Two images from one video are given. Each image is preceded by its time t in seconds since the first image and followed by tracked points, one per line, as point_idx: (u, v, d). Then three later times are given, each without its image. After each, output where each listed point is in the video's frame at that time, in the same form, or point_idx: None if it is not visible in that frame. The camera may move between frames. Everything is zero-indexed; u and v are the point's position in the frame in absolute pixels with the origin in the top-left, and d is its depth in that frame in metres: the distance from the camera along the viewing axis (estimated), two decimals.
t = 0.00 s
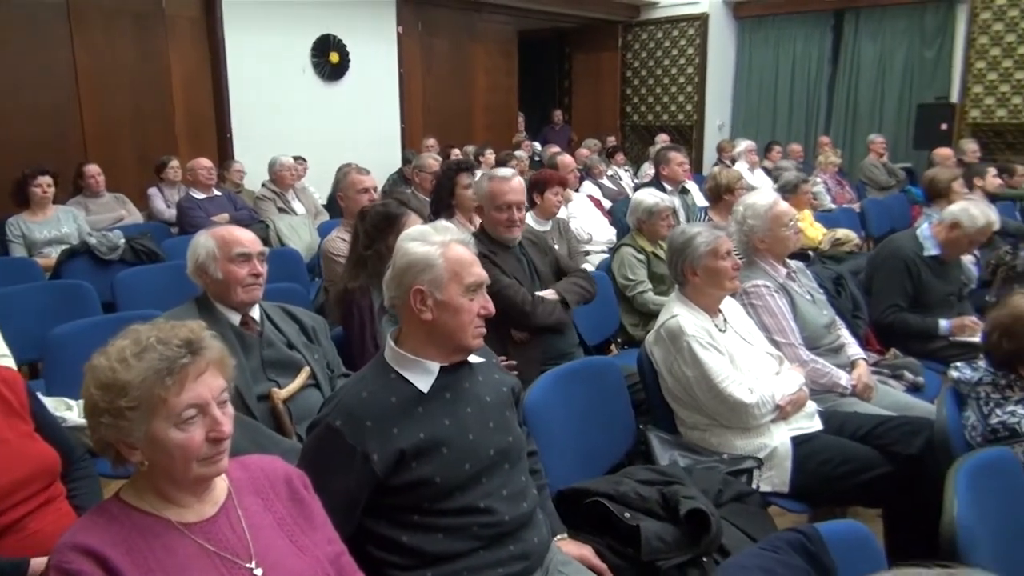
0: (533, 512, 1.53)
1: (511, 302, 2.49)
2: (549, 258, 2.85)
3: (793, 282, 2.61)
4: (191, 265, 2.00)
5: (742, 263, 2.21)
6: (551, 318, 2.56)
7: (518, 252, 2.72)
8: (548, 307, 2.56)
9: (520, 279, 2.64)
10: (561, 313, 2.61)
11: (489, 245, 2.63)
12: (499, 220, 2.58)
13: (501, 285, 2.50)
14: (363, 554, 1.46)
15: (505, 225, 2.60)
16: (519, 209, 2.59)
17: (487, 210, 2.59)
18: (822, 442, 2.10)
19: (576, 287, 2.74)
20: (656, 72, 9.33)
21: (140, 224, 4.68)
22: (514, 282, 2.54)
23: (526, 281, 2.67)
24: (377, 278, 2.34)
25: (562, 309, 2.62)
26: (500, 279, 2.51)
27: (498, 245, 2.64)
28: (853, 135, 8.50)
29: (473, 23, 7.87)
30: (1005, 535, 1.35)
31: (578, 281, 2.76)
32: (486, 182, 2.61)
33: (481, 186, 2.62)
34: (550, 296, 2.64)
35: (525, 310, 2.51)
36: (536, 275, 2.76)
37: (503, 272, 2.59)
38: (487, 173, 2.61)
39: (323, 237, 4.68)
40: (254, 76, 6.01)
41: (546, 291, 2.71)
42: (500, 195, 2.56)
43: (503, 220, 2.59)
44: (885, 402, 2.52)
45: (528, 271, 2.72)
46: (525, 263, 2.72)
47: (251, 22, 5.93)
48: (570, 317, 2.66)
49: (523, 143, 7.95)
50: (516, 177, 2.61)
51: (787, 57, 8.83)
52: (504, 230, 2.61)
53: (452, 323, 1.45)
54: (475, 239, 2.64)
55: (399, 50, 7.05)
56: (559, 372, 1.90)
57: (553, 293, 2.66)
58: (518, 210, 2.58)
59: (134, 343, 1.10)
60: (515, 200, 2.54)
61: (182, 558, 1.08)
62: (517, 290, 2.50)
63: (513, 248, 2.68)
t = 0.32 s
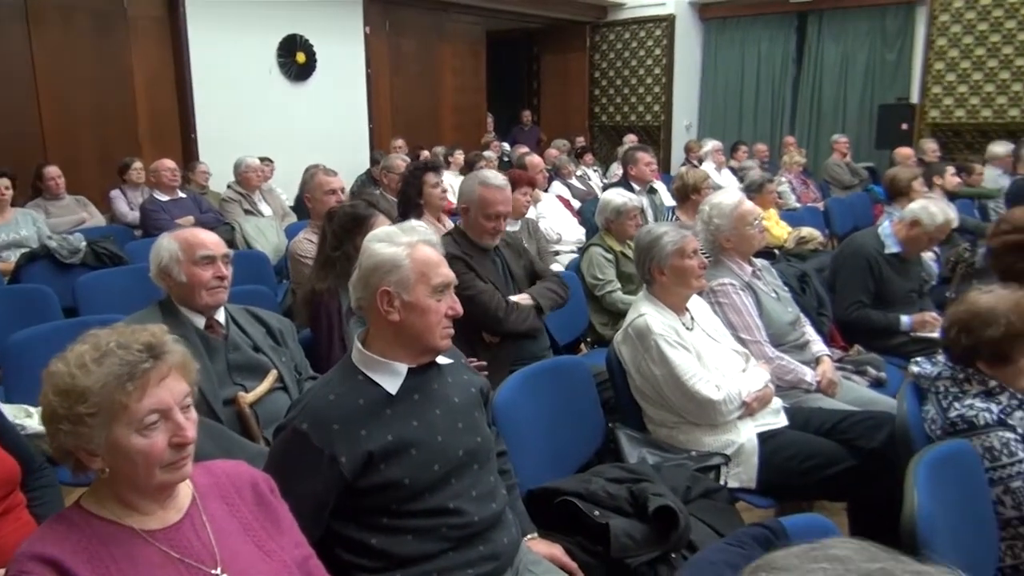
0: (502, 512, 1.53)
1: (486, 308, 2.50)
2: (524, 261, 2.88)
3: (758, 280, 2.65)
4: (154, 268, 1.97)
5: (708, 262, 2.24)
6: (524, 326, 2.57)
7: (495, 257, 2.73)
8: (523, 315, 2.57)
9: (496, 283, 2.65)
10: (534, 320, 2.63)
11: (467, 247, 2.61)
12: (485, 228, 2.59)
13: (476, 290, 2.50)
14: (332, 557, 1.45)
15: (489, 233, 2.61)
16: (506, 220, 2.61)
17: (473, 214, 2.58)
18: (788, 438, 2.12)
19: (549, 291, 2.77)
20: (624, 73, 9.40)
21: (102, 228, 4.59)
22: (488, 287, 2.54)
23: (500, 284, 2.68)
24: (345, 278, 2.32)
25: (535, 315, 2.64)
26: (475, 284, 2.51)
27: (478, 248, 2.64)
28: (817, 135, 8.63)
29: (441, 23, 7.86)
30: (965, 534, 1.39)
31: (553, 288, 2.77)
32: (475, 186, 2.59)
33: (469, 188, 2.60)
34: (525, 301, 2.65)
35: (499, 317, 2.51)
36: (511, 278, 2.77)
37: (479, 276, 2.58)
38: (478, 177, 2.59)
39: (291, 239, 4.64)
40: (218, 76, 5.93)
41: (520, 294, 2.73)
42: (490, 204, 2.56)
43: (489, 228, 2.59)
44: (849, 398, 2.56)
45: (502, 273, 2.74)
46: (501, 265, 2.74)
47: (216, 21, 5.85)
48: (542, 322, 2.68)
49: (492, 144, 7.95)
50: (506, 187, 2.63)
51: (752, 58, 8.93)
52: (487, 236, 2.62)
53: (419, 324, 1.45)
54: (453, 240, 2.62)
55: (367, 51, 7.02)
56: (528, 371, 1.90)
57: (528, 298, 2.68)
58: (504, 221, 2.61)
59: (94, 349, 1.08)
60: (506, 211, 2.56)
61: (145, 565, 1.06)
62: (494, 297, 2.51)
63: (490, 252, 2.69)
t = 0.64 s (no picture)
0: (472, 512, 1.53)
1: (459, 316, 2.50)
2: (502, 265, 2.88)
3: (724, 279, 2.68)
4: (117, 270, 1.94)
5: (675, 261, 2.26)
6: (496, 335, 2.58)
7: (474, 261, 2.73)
8: (496, 323, 2.58)
9: (472, 288, 2.66)
10: (507, 329, 2.63)
11: (447, 247, 2.63)
12: (469, 233, 2.61)
13: (449, 296, 2.49)
14: (301, 561, 1.43)
15: (471, 237, 2.63)
16: (490, 226, 2.63)
17: (459, 217, 2.59)
18: (754, 434, 2.15)
19: (523, 299, 2.76)
20: (592, 74, 9.46)
21: (63, 230, 4.50)
22: (464, 294, 2.53)
23: (477, 289, 2.69)
24: (313, 280, 2.31)
25: (508, 323, 2.65)
26: (446, 288, 2.51)
27: (458, 249, 2.67)
28: (782, 135, 8.75)
29: (409, 23, 7.83)
30: (925, 524, 1.42)
31: (527, 295, 2.77)
32: (465, 189, 2.59)
33: (459, 190, 2.59)
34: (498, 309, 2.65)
35: (472, 326, 2.52)
36: (488, 284, 2.78)
37: (456, 280, 2.58)
38: (469, 181, 2.58)
39: (258, 240, 4.59)
40: (182, 75, 5.84)
41: (494, 301, 2.73)
42: (478, 210, 2.57)
43: (472, 233, 2.62)
44: (813, 394, 2.60)
45: (479, 278, 2.75)
46: (479, 271, 2.75)
47: (179, 19, 5.76)
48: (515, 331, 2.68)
49: (462, 144, 7.94)
50: (497, 194, 2.62)
51: (718, 59, 9.02)
52: (469, 240, 2.65)
53: (387, 325, 1.44)
54: (435, 238, 2.63)
55: (334, 51, 6.97)
56: (497, 371, 1.90)
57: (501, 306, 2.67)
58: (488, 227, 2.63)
59: (54, 353, 1.06)
60: (492, 220, 2.58)
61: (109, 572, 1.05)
62: (468, 304, 2.51)
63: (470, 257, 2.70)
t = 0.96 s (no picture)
0: (442, 513, 1.53)
1: (437, 322, 2.50)
2: (482, 268, 2.88)
3: (692, 278, 2.71)
4: (79, 272, 1.91)
5: (643, 260, 2.28)
6: (473, 342, 2.58)
7: (455, 265, 2.73)
8: (474, 331, 2.58)
9: (451, 292, 2.66)
10: (484, 335, 2.64)
11: (430, 249, 2.62)
12: (455, 238, 2.62)
13: (431, 302, 2.49)
14: (270, 565, 1.42)
15: (456, 241, 2.63)
16: (475, 232, 2.64)
17: (447, 221, 2.58)
18: (722, 431, 2.18)
19: (499, 305, 2.76)
20: (561, 74, 9.50)
21: (23, 232, 4.41)
22: (444, 300, 2.53)
23: (456, 293, 2.69)
24: (282, 281, 2.29)
25: (486, 330, 2.65)
26: (418, 289, 2.50)
27: (441, 252, 2.67)
28: (748, 136, 8.86)
29: (378, 23, 7.79)
30: (885, 520, 1.45)
31: (503, 301, 2.77)
32: (455, 194, 2.58)
33: (449, 194, 2.57)
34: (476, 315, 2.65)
35: (451, 332, 2.52)
36: (468, 289, 2.78)
37: (437, 285, 2.58)
38: (459, 186, 2.58)
39: (225, 241, 4.54)
40: (146, 74, 5.75)
41: (471, 305, 2.73)
42: (465, 216, 2.57)
43: (457, 237, 2.62)
44: (779, 390, 2.64)
45: (460, 282, 2.75)
46: (459, 275, 2.75)
47: (143, 17, 5.67)
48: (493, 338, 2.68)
49: (431, 144, 7.92)
50: (485, 201, 2.63)
51: (686, 60, 9.11)
52: (453, 244, 2.65)
53: (356, 326, 1.44)
54: (419, 240, 2.62)
55: (302, 51, 6.91)
56: (468, 372, 1.91)
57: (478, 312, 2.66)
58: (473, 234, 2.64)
59: (14, 357, 1.04)
60: (479, 228, 2.58)
61: None
62: (447, 311, 2.52)
63: (451, 259, 2.70)
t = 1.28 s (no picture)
0: (413, 514, 1.53)
1: (408, 320, 2.49)
2: (450, 267, 2.88)
3: (661, 277, 2.73)
4: (40, 275, 1.88)
5: (612, 260, 2.30)
6: (444, 340, 2.58)
7: (425, 263, 2.72)
8: (445, 329, 2.58)
9: (422, 291, 2.65)
10: (455, 334, 2.64)
11: (400, 249, 2.61)
12: (424, 237, 2.61)
13: (401, 300, 2.49)
14: (238, 569, 1.41)
15: (426, 239, 2.62)
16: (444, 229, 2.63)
17: (416, 220, 2.57)
18: (691, 428, 2.20)
19: (470, 304, 2.77)
20: (532, 74, 9.53)
21: None
22: (414, 298, 2.53)
23: (426, 292, 2.68)
24: (249, 283, 2.27)
25: (456, 328, 2.66)
26: (388, 289, 2.50)
27: (411, 251, 2.65)
28: (717, 137, 8.95)
29: (347, 23, 7.75)
30: (852, 515, 1.48)
31: (473, 299, 2.77)
32: (422, 192, 2.57)
33: (417, 192, 2.57)
34: (446, 313, 2.65)
35: (422, 330, 2.51)
36: (436, 288, 2.78)
37: (407, 283, 2.57)
38: (425, 184, 2.57)
39: (193, 243, 4.48)
40: (107, 72, 5.64)
41: (442, 305, 2.73)
42: (433, 214, 2.56)
43: (427, 236, 2.61)
44: (747, 388, 2.67)
45: (429, 281, 2.74)
46: (429, 274, 2.74)
47: (106, 15, 5.58)
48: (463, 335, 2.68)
49: (402, 144, 7.90)
50: (453, 198, 2.62)
51: (655, 61, 9.18)
52: (422, 243, 2.63)
53: (325, 327, 1.43)
54: (388, 240, 2.61)
55: (270, 50, 6.84)
56: (439, 372, 1.91)
57: (448, 310, 2.67)
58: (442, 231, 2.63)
59: None
60: (447, 226, 2.58)
61: None
62: (418, 309, 2.52)
63: (421, 257, 2.68)
